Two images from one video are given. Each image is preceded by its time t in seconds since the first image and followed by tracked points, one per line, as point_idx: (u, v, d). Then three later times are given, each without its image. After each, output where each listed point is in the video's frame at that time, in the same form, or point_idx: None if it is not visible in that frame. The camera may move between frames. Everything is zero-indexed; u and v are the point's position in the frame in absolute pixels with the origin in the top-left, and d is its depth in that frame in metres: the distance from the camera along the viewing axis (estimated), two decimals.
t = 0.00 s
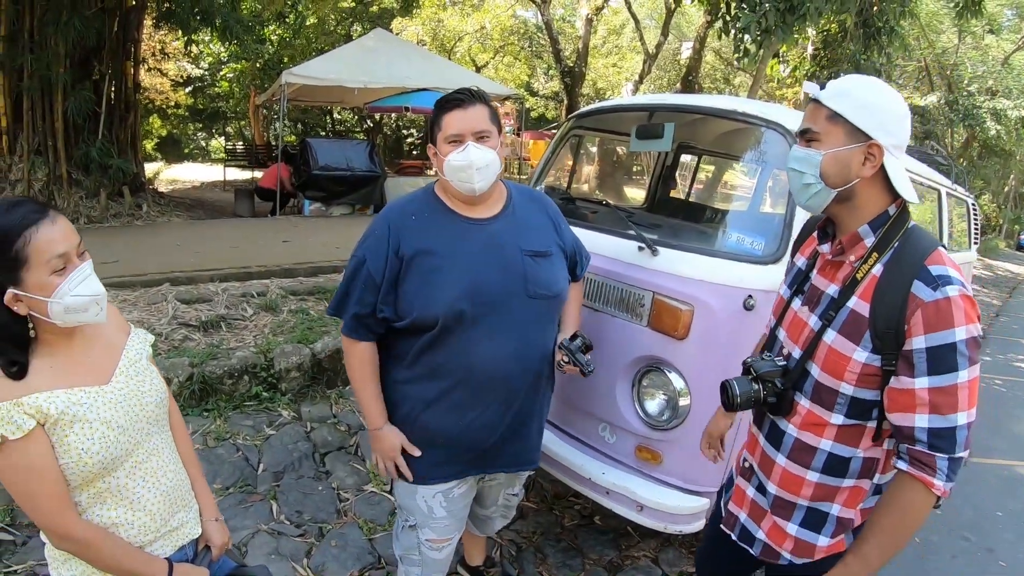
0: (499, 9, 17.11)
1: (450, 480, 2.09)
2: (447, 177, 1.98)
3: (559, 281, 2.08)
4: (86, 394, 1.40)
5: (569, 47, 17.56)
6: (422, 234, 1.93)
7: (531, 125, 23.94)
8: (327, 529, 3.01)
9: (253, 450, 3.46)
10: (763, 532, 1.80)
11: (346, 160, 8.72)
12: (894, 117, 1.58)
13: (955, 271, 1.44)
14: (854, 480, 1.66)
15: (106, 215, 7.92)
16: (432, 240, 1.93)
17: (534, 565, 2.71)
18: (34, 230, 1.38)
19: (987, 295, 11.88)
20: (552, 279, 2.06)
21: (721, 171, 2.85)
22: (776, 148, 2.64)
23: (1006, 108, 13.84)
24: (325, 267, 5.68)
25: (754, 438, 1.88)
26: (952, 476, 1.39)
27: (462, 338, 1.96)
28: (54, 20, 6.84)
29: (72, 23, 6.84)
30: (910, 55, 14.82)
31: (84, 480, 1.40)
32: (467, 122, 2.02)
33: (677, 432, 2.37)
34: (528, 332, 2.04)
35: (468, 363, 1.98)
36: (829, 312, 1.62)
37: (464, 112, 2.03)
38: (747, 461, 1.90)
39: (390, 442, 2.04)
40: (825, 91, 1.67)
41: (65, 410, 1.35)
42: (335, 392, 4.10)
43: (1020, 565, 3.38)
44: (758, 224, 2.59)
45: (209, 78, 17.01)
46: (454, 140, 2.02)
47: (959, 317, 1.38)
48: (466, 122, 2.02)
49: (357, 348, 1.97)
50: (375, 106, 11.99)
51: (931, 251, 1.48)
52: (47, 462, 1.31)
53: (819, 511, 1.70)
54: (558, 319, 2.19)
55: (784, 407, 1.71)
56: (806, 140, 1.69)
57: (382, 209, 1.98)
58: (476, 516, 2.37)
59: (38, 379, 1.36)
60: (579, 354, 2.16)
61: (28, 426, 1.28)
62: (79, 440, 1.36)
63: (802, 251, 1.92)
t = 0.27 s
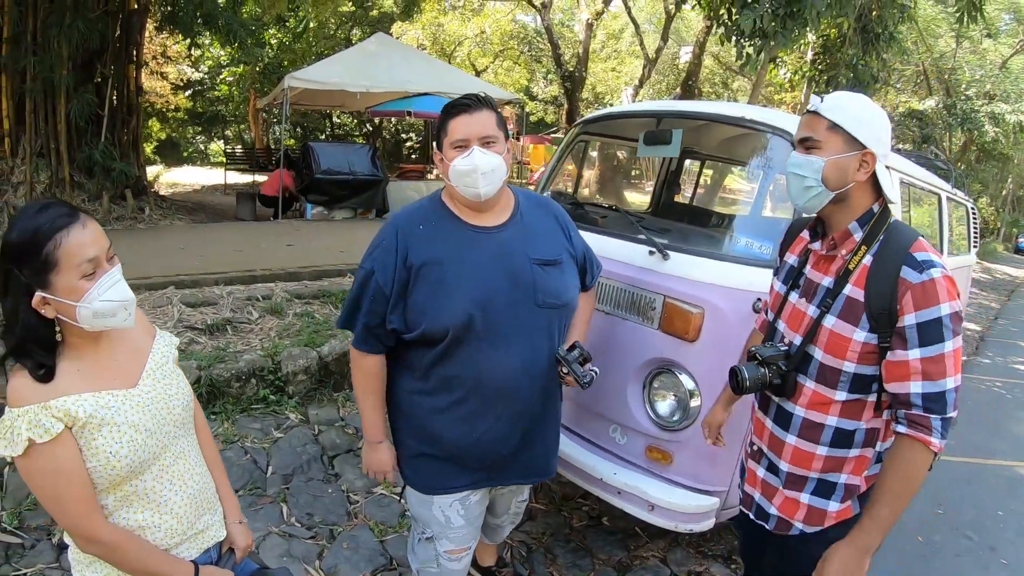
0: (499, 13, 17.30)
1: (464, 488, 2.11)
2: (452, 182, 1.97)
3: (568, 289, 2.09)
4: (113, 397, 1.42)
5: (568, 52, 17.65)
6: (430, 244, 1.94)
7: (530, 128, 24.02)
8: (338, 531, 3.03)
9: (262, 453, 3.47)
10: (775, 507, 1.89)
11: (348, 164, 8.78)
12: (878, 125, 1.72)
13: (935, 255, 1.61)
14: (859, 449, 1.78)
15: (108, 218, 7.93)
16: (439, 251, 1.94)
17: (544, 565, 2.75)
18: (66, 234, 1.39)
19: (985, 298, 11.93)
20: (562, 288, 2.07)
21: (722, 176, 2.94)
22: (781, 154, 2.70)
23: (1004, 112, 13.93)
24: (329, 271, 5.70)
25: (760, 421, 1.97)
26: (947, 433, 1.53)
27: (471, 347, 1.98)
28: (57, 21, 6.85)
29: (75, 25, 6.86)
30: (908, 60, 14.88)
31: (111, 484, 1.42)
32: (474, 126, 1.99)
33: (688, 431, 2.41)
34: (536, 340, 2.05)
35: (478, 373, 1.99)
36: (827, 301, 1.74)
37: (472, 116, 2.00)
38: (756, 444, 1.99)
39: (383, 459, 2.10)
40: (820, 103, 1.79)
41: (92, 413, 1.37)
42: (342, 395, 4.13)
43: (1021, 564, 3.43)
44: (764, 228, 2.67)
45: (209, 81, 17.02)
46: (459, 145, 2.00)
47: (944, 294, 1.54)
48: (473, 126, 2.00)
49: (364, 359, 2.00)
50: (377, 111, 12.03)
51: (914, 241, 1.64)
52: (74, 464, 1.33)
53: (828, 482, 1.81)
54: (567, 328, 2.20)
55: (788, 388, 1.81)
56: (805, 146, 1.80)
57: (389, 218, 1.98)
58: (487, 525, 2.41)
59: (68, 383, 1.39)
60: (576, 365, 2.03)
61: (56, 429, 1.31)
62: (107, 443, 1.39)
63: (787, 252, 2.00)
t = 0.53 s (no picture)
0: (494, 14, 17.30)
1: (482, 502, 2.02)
2: (453, 189, 1.92)
3: (575, 298, 2.01)
4: (148, 399, 1.46)
5: (562, 53, 17.70)
6: (435, 255, 1.86)
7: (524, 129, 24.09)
8: (349, 530, 3.06)
9: (270, 454, 3.48)
10: (797, 494, 1.92)
11: (345, 165, 8.80)
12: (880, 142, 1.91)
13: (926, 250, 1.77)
14: (874, 429, 1.87)
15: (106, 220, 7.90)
16: (443, 262, 1.86)
17: (555, 561, 2.80)
18: (103, 241, 1.42)
19: (978, 297, 12.05)
20: (569, 295, 1.99)
21: (721, 175, 3.05)
22: (785, 157, 2.78)
23: (995, 113, 14.05)
24: (331, 272, 5.72)
25: (778, 416, 1.99)
26: (954, 404, 1.69)
27: (482, 361, 1.89)
28: (55, 24, 6.81)
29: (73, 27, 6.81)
30: (900, 60, 14.99)
31: (146, 485, 1.46)
32: (476, 132, 1.94)
33: (698, 428, 2.48)
34: (548, 350, 1.96)
35: (490, 388, 1.91)
36: (837, 299, 1.83)
37: (473, 121, 1.95)
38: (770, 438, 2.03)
39: (406, 485, 1.97)
40: (843, 117, 1.90)
41: (129, 415, 1.41)
42: (346, 396, 4.16)
43: (1017, 554, 3.51)
44: (768, 229, 2.75)
45: (203, 83, 16.97)
46: (461, 152, 1.95)
47: (945, 283, 1.69)
48: (475, 132, 1.94)
49: (373, 380, 1.91)
50: (374, 113, 12.00)
51: (911, 239, 1.79)
52: (110, 466, 1.37)
53: (847, 465, 1.87)
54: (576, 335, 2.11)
55: (807, 382, 1.87)
56: (834, 157, 1.90)
57: (390, 230, 1.90)
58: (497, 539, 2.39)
59: (104, 386, 1.43)
60: (594, 376, 2.04)
61: (92, 432, 1.35)
62: (143, 445, 1.43)
63: (784, 258, 2.05)
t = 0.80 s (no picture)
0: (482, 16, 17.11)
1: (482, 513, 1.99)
2: (442, 184, 1.88)
3: (572, 298, 1.99)
4: (171, 396, 1.49)
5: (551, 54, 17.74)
6: (426, 257, 1.83)
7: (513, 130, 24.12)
8: (352, 530, 3.07)
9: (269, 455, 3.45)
10: (804, 484, 1.96)
11: (337, 166, 8.77)
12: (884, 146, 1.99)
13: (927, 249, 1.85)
14: (876, 419, 1.93)
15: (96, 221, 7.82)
16: (437, 265, 1.82)
17: (558, 557, 2.84)
18: (115, 239, 1.44)
19: (963, 296, 12.19)
20: (568, 295, 1.98)
21: (709, 176, 3.16)
22: (781, 159, 2.83)
23: (979, 114, 14.22)
24: (324, 273, 5.72)
25: (783, 409, 2.02)
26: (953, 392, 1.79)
27: (477, 366, 1.85)
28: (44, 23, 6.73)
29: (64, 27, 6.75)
30: (886, 62, 15.13)
31: (169, 483, 1.49)
32: (465, 125, 1.90)
33: (698, 422, 2.53)
34: (547, 351, 1.94)
35: (487, 392, 1.87)
36: (845, 294, 1.88)
37: (460, 114, 1.91)
38: (775, 431, 2.05)
39: (397, 500, 1.91)
40: (863, 121, 1.97)
41: (153, 413, 1.44)
42: (344, 396, 4.15)
43: (1007, 545, 3.60)
44: (766, 228, 2.79)
45: (190, 83, 16.84)
46: (450, 145, 1.91)
47: (947, 279, 1.77)
48: (463, 125, 1.91)
49: (364, 388, 1.86)
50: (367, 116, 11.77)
51: (912, 237, 1.87)
52: (134, 464, 1.39)
53: (852, 453, 1.93)
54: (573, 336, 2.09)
55: (816, 375, 1.91)
56: (852, 156, 1.96)
57: (379, 231, 1.87)
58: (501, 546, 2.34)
59: (126, 384, 1.45)
60: (594, 382, 2.05)
61: (116, 430, 1.37)
62: (167, 442, 1.45)
63: (784, 255, 2.08)
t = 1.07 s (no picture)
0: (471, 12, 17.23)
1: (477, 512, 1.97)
2: (438, 174, 1.88)
3: (570, 288, 2.02)
4: (182, 395, 1.51)
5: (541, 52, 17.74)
6: (428, 249, 1.80)
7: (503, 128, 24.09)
8: (350, 527, 3.08)
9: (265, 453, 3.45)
10: (799, 477, 2.00)
11: (327, 164, 8.74)
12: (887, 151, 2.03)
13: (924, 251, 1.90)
14: (870, 414, 1.98)
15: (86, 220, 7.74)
16: (439, 257, 1.79)
17: (554, 552, 2.88)
18: (111, 238, 1.44)
19: (951, 293, 12.31)
20: (564, 285, 2.00)
21: (696, 177, 3.19)
22: (774, 160, 2.89)
23: (966, 113, 14.35)
24: (316, 272, 5.70)
25: (780, 405, 2.06)
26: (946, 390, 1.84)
27: (482, 359, 1.83)
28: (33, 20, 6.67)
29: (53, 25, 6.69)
30: (873, 61, 15.24)
31: (180, 482, 1.50)
32: (461, 115, 1.90)
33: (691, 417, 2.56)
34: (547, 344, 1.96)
35: (491, 382, 1.87)
36: (845, 292, 1.91)
37: (456, 103, 1.90)
38: (772, 426, 2.09)
39: (365, 511, 1.84)
40: (868, 124, 2.00)
41: (165, 412, 1.45)
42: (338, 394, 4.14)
43: (994, 537, 3.68)
44: (757, 227, 2.83)
45: (178, 81, 16.70)
46: (445, 135, 1.91)
47: (943, 282, 1.82)
48: (459, 114, 1.90)
49: (357, 386, 1.80)
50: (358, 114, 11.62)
51: (910, 239, 1.91)
52: (146, 463, 1.40)
53: (847, 448, 1.97)
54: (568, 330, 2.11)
55: (815, 371, 1.94)
56: (856, 158, 1.98)
57: (373, 222, 1.83)
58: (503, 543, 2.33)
59: (135, 383, 1.46)
60: (594, 373, 2.12)
61: (128, 429, 1.38)
62: (179, 441, 1.47)
63: (784, 252, 2.11)
